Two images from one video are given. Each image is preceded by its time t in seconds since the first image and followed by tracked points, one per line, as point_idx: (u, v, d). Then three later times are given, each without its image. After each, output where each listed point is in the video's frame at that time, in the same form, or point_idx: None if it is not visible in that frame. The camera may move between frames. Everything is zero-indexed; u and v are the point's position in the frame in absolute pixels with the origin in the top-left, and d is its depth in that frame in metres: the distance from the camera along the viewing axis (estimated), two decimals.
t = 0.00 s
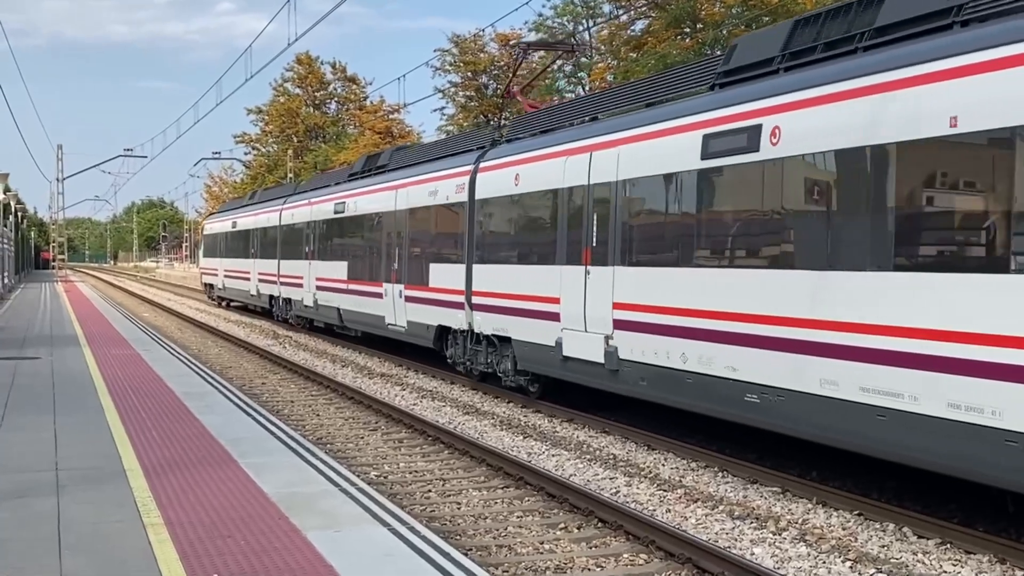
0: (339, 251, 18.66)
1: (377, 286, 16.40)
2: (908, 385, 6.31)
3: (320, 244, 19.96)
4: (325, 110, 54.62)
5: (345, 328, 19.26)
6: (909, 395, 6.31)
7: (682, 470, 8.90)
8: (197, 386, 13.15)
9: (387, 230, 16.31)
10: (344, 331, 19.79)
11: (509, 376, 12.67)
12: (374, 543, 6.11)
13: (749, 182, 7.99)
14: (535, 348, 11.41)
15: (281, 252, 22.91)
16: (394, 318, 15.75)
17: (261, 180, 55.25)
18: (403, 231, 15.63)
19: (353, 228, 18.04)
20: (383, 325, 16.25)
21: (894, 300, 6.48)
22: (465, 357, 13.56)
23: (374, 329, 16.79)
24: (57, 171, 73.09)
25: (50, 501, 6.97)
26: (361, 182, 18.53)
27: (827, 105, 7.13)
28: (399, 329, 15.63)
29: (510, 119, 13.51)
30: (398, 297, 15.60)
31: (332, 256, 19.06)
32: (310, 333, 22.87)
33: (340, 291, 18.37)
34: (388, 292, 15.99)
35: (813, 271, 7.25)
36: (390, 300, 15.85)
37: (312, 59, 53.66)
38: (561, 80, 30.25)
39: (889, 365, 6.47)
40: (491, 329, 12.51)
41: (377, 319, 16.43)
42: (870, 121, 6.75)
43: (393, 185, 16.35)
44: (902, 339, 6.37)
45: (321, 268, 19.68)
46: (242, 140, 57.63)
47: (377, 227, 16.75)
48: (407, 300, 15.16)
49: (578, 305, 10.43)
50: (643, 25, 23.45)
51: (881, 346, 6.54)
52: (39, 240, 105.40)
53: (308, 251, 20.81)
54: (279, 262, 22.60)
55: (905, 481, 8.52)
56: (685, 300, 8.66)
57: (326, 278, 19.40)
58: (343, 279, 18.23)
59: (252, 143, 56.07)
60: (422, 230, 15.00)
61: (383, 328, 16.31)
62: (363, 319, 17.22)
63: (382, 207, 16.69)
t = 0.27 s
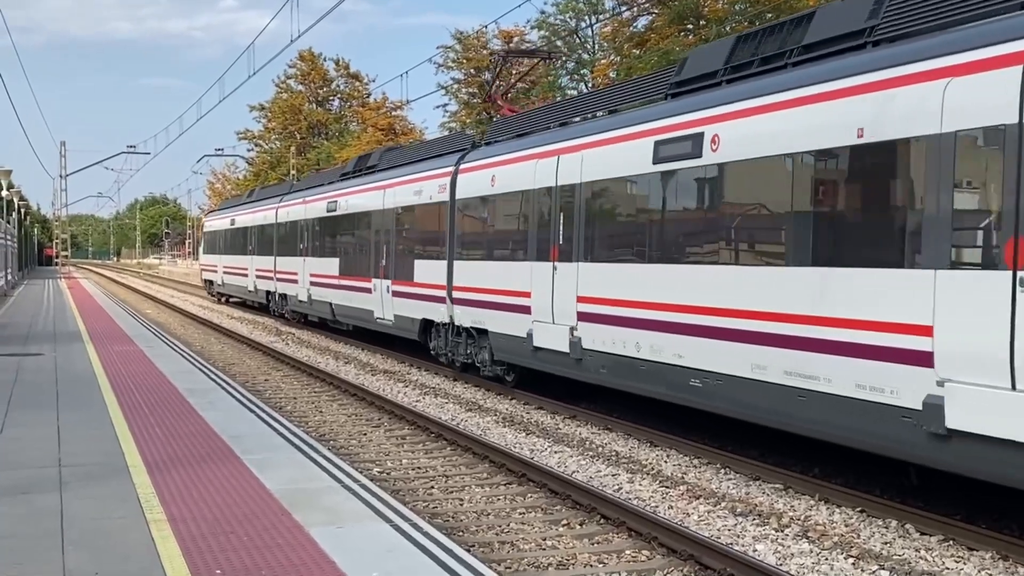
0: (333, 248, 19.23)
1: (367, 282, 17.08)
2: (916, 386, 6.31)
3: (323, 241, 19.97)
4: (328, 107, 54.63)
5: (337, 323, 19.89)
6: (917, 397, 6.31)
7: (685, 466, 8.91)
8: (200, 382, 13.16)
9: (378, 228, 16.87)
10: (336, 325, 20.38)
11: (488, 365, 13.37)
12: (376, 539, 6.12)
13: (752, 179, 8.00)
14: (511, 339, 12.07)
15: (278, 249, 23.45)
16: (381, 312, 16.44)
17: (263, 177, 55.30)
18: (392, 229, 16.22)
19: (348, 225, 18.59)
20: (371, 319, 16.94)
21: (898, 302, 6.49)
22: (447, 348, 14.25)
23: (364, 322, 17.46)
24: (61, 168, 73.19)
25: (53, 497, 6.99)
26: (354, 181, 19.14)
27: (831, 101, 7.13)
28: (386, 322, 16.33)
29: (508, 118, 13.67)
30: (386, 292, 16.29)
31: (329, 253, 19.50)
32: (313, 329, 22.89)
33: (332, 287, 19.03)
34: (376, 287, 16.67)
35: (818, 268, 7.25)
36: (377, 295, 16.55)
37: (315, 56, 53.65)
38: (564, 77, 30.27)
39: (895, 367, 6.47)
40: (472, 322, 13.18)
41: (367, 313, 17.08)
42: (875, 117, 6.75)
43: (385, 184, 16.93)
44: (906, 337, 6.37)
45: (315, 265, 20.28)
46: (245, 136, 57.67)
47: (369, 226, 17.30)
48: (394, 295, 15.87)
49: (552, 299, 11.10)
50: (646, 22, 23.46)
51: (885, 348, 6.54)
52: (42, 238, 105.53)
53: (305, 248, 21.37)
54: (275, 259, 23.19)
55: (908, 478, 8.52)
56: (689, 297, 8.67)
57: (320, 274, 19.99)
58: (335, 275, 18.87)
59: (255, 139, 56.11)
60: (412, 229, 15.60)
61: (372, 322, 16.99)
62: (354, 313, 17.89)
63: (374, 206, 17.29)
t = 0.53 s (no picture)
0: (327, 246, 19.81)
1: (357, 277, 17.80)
2: (922, 385, 6.31)
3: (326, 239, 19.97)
4: (331, 104, 54.63)
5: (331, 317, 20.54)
6: (922, 396, 6.32)
7: (688, 463, 8.91)
8: (202, 379, 13.18)
9: (368, 226, 17.46)
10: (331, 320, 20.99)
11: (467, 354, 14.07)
12: (380, 536, 6.13)
13: (756, 176, 8.01)
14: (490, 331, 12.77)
15: (274, 246, 24.10)
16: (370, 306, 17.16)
17: (267, 174, 55.34)
18: (380, 227, 16.81)
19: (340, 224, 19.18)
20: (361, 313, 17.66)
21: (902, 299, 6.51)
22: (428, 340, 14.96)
23: (355, 316, 18.16)
24: (65, 165, 73.25)
25: (56, 493, 7.00)
26: (347, 181, 19.71)
27: (838, 98, 7.13)
28: (375, 316, 17.05)
29: (503, 115, 13.95)
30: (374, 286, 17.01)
31: (324, 250, 20.03)
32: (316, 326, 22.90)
33: (326, 282, 19.69)
34: (365, 282, 17.39)
35: (822, 265, 7.26)
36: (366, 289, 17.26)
37: (318, 53, 53.62)
38: (567, 74, 30.26)
39: (904, 363, 6.47)
40: (453, 315, 13.90)
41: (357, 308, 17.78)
42: (881, 114, 6.76)
43: (375, 185, 17.52)
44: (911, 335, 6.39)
45: (310, 261, 20.86)
46: (248, 133, 57.69)
47: (359, 225, 17.91)
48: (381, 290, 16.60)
49: (524, 292, 11.82)
50: (649, 18, 23.45)
51: (892, 347, 6.55)
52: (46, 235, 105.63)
53: (300, 245, 21.96)
54: (272, 255, 23.86)
55: (910, 475, 8.52)
56: (693, 294, 8.67)
57: (315, 270, 20.58)
58: (328, 271, 19.52)
59: (258, 136, 56.15)
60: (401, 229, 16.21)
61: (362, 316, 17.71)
62: (345, 307, 18.59)
63: (366, 206, 17.88)
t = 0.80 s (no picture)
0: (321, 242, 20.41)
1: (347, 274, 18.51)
2: (925, 382, 6.32)
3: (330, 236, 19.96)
4: (335, 101, 54.61)
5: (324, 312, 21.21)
6: (925, 393, 6.33)
7: (691, 461, 8.90)
8: (205, 377, 13.19)
9: (360, 225, 18.06)
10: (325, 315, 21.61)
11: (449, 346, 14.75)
12: (382, 533, 6.12)
13: (759, 173, 7.99)
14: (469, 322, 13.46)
15: (270, 244, 24.73)
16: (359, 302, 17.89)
17: (270, 171, 55.36)
18: (376, 226, 17.14)
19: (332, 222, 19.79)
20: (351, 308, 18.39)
21: (904, 295, 6.50)
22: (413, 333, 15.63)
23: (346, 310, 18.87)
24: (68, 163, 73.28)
25: (60, 491, 7.01)
26: (338, 180, 20.34)
27: (841, 95, 7.12)
28: (364, 311, 17.76)
29: (501, 114, 14.11)
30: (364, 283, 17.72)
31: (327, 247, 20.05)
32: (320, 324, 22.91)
33: (318, 279, 20.38)
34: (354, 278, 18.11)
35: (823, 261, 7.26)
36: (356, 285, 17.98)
37: (322, 50, 53.54)
38: (570, 71, 30.24)
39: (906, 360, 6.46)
40: (435, 309, 14.60)
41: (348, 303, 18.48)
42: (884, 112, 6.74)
43: (365, 186, 18.16)
44: (912, 331, 6.38)
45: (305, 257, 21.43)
46: (251, 130, 57.71)
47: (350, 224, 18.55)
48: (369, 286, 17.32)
49: (500, 285, 12.54)
50: (653, 16, 23.43)
51: (893, 342, 6.54)
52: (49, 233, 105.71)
53: (294, 242, 22.59)
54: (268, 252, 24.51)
55: (914, 473, 8.51)
56: (695, 291, 8.67)
57: (309, 267, 21.20)
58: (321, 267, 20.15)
59: (261, 134, 56.17)
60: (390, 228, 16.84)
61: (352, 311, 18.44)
62: (337, 302, 19.31)
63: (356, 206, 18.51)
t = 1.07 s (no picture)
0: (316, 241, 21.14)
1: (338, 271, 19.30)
2: (927, 380, 6.33)
3: (334, 235, 19.94)
4: (338, 100, 54.60)
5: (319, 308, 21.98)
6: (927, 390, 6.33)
7: (695, 459, 8.89)
8: (209, 375, 13.19)
9: (354, 223, 18.64)
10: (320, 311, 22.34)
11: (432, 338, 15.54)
12: (386, 531, 6.12)
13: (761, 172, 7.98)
14: (449, 317, 14.23)
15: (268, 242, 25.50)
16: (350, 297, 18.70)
17: (273, 170, 55.39)
18: (379, 225, 17.19)
19: (326, 222, 20.53)
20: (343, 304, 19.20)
21: (907, 295, 6.49)
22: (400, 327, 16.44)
23: (338, 305, 19.63)
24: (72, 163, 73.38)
25: (64, 489, 7.01)
26: (334, 181, 20.99)
27: (843, 94, 7.11)
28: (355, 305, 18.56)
29: (502, 113, 14.15)
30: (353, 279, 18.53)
31: (331, 246, 20.05)
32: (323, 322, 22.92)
33: (313, 275, 21.14)
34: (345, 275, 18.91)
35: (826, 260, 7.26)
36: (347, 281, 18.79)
37: (325, 48, 53.48)
38: (573, 70, 30.20)
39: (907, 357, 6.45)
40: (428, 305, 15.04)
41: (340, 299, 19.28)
42: (885, 111, 6.74)
43: (358, 186, 18.81)
44: (916, 329, 6.38)
45: (302, 255, 22.03)
46: (255, 129, 57.75)
47: (342, 224, 19.28)
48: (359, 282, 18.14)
49: (476, 281, 13.28)
50: (656, 14, 23.42)
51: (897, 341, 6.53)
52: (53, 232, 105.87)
53: (290, 241, 23.33)
54: (266, 250, 25.22)
55: (919, 472, 8.49)
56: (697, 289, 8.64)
57: (305, 264, 21.92)
58: (315, 264, 20.88)
59: (265, 132, 56.20)
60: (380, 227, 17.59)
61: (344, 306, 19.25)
62: (330, 298, 20.09)
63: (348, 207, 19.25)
